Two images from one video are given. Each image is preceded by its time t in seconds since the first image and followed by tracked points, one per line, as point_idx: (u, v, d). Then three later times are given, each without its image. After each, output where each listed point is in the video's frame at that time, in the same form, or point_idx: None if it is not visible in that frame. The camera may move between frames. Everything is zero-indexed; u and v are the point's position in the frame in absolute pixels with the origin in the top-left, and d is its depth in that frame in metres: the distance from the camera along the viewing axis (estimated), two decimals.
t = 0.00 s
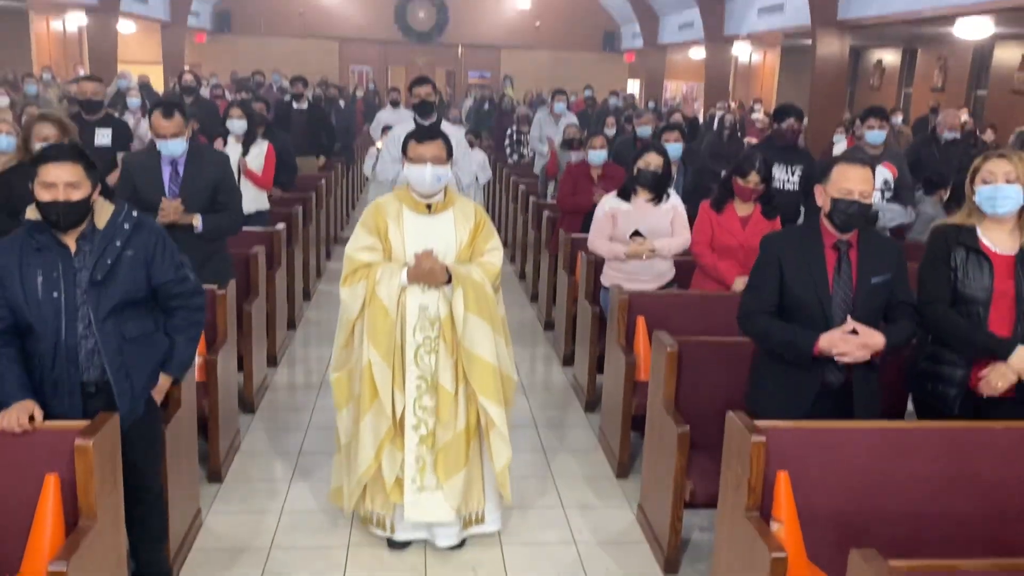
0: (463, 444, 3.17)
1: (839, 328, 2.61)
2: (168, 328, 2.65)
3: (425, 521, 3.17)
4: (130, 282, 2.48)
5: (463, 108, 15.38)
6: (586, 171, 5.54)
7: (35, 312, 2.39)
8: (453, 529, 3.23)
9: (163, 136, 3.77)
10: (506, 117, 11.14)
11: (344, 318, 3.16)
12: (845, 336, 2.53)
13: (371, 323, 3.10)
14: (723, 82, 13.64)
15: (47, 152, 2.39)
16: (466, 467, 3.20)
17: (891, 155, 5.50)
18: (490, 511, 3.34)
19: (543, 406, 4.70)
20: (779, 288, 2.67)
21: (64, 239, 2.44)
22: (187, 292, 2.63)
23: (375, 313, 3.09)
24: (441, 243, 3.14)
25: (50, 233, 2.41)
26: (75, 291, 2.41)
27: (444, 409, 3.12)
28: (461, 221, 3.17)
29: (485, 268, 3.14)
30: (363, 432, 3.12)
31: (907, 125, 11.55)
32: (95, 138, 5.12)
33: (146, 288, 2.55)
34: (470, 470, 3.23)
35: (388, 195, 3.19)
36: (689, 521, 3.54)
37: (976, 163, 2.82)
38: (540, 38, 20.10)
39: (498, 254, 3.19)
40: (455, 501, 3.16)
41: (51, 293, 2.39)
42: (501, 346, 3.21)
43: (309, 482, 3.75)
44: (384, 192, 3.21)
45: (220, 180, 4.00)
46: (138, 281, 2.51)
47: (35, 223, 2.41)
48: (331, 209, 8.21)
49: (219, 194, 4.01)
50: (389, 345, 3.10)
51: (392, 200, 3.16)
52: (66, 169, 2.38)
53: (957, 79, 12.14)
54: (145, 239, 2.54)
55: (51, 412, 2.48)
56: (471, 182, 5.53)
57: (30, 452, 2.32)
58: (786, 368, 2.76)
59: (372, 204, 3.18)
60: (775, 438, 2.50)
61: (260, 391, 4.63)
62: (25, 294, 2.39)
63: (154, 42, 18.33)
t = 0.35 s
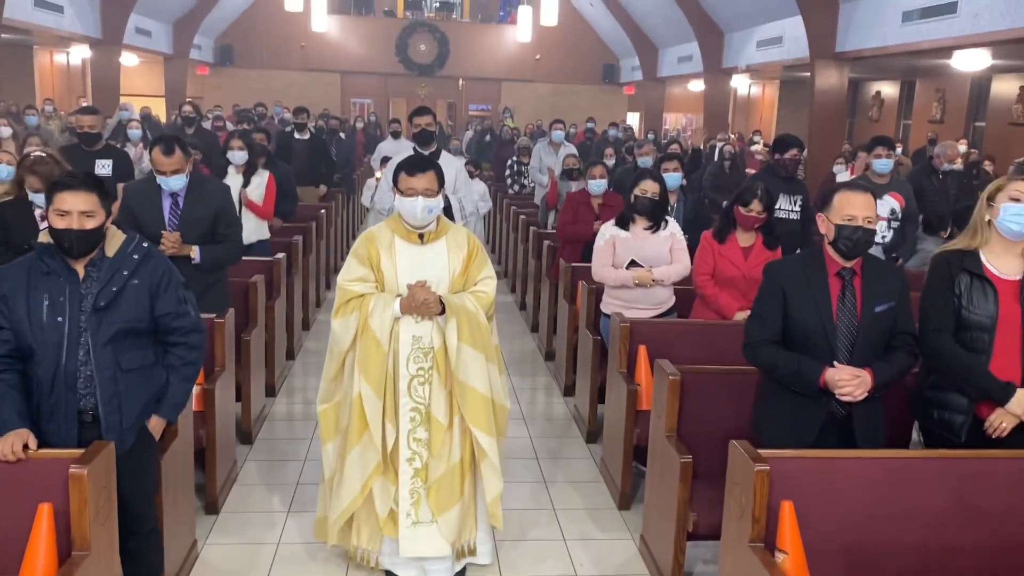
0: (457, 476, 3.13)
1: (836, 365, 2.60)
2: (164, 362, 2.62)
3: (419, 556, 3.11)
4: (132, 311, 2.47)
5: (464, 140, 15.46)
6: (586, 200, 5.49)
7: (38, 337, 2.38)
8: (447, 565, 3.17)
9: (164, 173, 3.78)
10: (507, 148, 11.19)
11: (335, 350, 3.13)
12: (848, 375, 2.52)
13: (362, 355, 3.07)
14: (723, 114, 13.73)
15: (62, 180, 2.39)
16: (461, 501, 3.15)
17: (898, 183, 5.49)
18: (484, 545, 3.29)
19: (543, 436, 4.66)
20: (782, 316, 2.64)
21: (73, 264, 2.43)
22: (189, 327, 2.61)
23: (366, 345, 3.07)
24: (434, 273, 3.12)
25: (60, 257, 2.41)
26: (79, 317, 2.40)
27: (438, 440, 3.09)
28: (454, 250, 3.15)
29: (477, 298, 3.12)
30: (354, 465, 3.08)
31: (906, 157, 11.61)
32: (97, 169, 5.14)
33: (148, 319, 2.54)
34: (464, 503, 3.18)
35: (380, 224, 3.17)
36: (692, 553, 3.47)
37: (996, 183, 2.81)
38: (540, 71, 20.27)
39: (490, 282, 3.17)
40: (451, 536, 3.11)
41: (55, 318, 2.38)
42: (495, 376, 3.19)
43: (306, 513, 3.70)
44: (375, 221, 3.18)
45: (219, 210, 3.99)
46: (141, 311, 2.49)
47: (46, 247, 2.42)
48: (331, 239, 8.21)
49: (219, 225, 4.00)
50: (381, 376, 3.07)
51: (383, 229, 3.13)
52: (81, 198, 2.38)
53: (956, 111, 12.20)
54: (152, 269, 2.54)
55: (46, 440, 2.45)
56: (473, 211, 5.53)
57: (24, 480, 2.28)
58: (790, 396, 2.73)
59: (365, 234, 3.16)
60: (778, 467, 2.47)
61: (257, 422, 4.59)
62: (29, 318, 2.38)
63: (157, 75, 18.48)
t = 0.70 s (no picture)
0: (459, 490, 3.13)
1: (841, 376, 2.59)
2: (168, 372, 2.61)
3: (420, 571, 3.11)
4: (137, 321, 2.47)
5: (464, 154, 15.49)
6: (585, 212, 5.50)
7: (42, 346, 2.38)
8: None
9: (165, 185, 3.81)
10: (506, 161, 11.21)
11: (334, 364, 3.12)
12: (853, 387, 2.50)
13: (362, 371, 3.06)
14: (722, 128, 13.76)
15: (66, 197, 2.37)
16: (463, 517, 3.14)
17: (898, 197, 5.51)
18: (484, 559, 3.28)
19: (544, 449, 4.64)
20: (786, 327, 2.63)
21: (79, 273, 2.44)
22: (193, 339, 2.60)
23: (367, 360, 3.05)
24: (437, 288, 3.10)
25: (66, 267, 2.42)
26: (85, 327, 2.40)
27: (440, 455, 3.08)
28: (456, 266, 3.13)
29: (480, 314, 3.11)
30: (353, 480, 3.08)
31: (905, 171, 11.64)
32: (96, 180, 5.17)
33: (153, 330, 2.53)
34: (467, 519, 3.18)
35: (381, 236, 3.16)
36: (693, 566, 3.45)
37: (996, 192, 2.81)
38: (540, 86, 20.33)
39: (494, 297, 3.16)
40: (452, 551, 3.10)
41: (60, 328, 2.39)
42: (498, 392, 3.19)
43: (306, 526, 3.69)
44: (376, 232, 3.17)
45: (220, 221, 4.00)
46: (146, 321, 2.49)
47: (52, 256, 2.43)
48: (330, 252, 8.22)
49: (220, 236, 4.00)
50: (381, 391, 3.06)
51: (385, 242, 3.11)
52: (87, 215, 2.37)
53: (954, 125, 12.25)
54: (159, 281, 2.54)
55: (46, 450, 2.44)
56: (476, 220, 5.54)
57: (24, 490, 2.27)
58: (793, 406, 2.72)
59: (366, 245, 3.14)
60: (779, 478, 2.46)
61: (256, 434, 4.58)
62: (35, 327, 2.38)
63: (159, 88, 18.54)
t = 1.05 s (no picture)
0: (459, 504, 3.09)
1: (848, 377, 2.59)
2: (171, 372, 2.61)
3: None
4: (139, 321, 2.47)
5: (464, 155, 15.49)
6: (585, 214, 5.50)
7: (43, 347, 2.39)
8: None
9: (165, 183, 3.81)
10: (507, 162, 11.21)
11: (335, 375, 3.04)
12: (858, 390, 2.50)
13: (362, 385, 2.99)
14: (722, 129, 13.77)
15: (63, 202, 2.37)
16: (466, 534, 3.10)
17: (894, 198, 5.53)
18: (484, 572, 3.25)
19: (544, 450, 4.64)
20: (792, 329, 2.63)
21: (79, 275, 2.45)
22: (195, 338, 2.60)
23: (367, 374, 2.97)
24: (446, 301, 3.00)
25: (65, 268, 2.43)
26: (86, 328, 2.41)
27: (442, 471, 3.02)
28: (468, 280, 3.02)
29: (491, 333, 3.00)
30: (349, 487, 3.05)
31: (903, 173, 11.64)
32: (93, 179, 5.16)
33: (155, 330, 2.53)
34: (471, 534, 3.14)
35: (391, 243, 3.05)
36: (693, 567, 3.44)
37: (995, 197, 2.81)
38: (540, 87, 20.33)
39: (506, 313, 3.04)
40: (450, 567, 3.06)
41: (61, 329, 2.39)
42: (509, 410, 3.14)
43: (305, 527, 3.68)
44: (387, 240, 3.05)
45: (219, 222, 3.99)
46: (148, 321, 2.49)
47: (52, 258, 2.44)
48: (330, 252, 8.22)
49: (219, 237, 4.00)
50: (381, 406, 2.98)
51: (394, 252, 3.01)
52: (87, 220, 2.37)
53: (953, 127, 12.27)
54: (160, 281, 2.54)
55: (48, 450, 2.44)
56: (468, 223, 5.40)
57: (23, 491, 2.28)
58: (796, 408, 2.73)
59: (374, 252, 3.04)
60: (778, 479, 2.46)
61: (256, 435, 4.58)
62: (36, 328, 2.39)
63: (158, 89, 18.55)
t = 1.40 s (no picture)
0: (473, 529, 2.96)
1: (852, 377, 2.60)
2: (174, 368, 2.60)
3: None
4: (141, 318, 2.47)
5: (463, 146, 15.46)
6: (584, 208, 5.51)
7: (45, 343, 2.40)
8: None
9: (163, 166, 3.80)
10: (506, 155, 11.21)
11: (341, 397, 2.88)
12: (861, 390, 2.52)
13: (373, 411, 2.83)
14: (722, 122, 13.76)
15: (66, 199, 2.37)
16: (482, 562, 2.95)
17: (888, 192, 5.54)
18: None
19: (544, 444, 4.65)
20: (797, 327, 2.64)
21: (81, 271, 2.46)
22: (196, 334, 2.61)
23: (379, 403, 2.80)
24: (459, 324, 2.83)
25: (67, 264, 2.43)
26: (88, 324, 2.42)
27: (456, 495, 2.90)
28: (483, 301, 2.83)
29: (509, 359, 2.80)
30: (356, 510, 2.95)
31: (903, 166, 11.64)
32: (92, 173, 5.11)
33: (157, 326, 2.53)
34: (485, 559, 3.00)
35: (403, 259, 2.86)
36: (691, 561, 3.46)
37: (992, 195, 2.81)
38: (539, 79, 20.30)
39: (522, 341, 2.82)
40: None
41: (63, 325, 2.41)
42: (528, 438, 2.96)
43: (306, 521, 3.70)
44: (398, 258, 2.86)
45: (217, 216, 3.98)
46: (150, 317, 2.49)
47: (54, 254, 2.44)
48: (329, 245, 8.22)
49: (217, 230, 3.99)
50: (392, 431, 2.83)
51: (406, 271, 2.82)
52: (89, 216, 2.37)
53: (953, 120, 12.27)
54: (162, 277, 2.54)
55: (51, 446, 2.46)
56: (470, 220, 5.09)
57: (25, 486, 2.29)
58: (800, 405, 2.74)
59: (386, 267, 2.86)
60: (775, 475, 2.47)
61: (256, 428, 4.59)
62: (39, 324, 2.40)
63: (157, 80, 18.52)
